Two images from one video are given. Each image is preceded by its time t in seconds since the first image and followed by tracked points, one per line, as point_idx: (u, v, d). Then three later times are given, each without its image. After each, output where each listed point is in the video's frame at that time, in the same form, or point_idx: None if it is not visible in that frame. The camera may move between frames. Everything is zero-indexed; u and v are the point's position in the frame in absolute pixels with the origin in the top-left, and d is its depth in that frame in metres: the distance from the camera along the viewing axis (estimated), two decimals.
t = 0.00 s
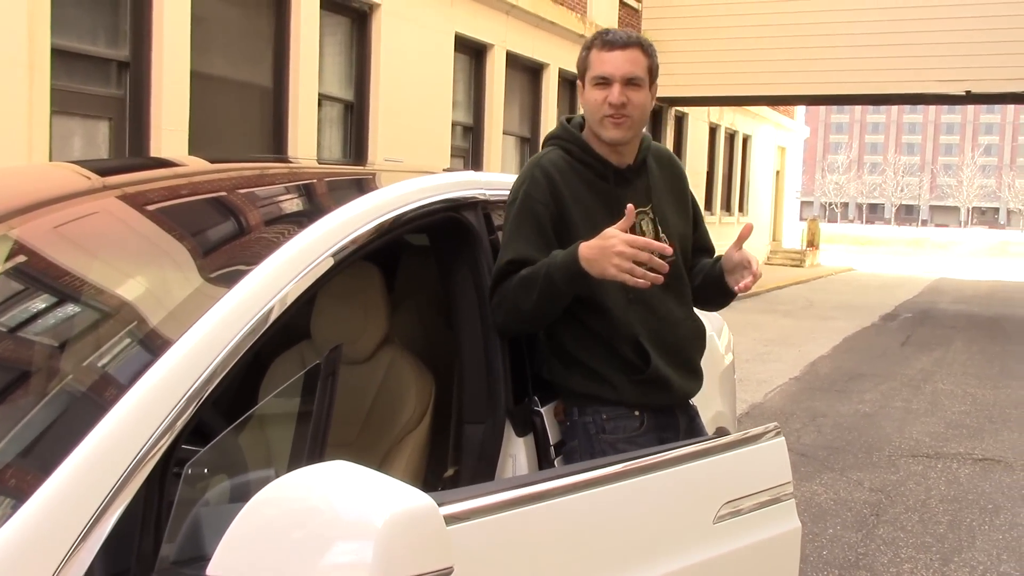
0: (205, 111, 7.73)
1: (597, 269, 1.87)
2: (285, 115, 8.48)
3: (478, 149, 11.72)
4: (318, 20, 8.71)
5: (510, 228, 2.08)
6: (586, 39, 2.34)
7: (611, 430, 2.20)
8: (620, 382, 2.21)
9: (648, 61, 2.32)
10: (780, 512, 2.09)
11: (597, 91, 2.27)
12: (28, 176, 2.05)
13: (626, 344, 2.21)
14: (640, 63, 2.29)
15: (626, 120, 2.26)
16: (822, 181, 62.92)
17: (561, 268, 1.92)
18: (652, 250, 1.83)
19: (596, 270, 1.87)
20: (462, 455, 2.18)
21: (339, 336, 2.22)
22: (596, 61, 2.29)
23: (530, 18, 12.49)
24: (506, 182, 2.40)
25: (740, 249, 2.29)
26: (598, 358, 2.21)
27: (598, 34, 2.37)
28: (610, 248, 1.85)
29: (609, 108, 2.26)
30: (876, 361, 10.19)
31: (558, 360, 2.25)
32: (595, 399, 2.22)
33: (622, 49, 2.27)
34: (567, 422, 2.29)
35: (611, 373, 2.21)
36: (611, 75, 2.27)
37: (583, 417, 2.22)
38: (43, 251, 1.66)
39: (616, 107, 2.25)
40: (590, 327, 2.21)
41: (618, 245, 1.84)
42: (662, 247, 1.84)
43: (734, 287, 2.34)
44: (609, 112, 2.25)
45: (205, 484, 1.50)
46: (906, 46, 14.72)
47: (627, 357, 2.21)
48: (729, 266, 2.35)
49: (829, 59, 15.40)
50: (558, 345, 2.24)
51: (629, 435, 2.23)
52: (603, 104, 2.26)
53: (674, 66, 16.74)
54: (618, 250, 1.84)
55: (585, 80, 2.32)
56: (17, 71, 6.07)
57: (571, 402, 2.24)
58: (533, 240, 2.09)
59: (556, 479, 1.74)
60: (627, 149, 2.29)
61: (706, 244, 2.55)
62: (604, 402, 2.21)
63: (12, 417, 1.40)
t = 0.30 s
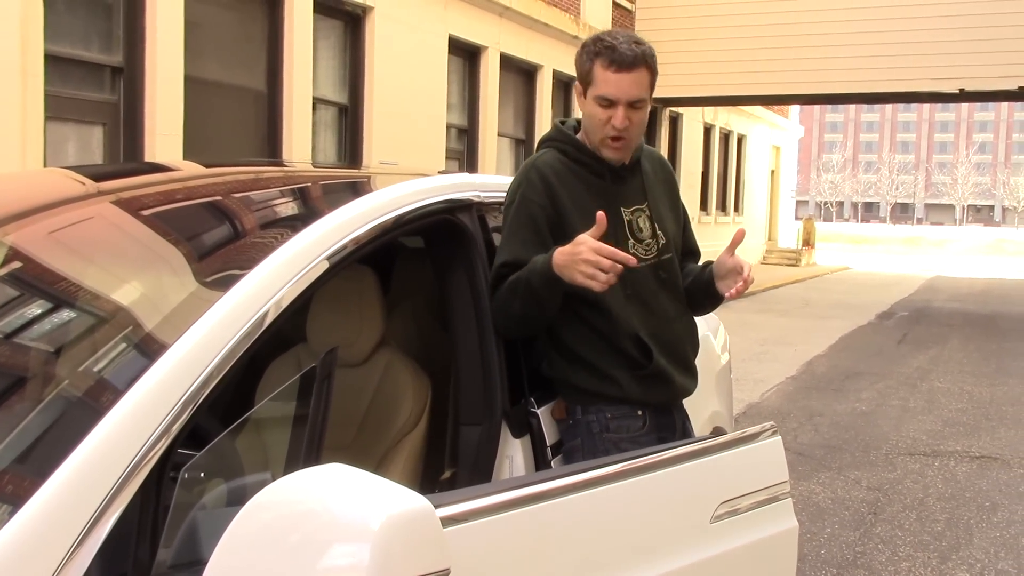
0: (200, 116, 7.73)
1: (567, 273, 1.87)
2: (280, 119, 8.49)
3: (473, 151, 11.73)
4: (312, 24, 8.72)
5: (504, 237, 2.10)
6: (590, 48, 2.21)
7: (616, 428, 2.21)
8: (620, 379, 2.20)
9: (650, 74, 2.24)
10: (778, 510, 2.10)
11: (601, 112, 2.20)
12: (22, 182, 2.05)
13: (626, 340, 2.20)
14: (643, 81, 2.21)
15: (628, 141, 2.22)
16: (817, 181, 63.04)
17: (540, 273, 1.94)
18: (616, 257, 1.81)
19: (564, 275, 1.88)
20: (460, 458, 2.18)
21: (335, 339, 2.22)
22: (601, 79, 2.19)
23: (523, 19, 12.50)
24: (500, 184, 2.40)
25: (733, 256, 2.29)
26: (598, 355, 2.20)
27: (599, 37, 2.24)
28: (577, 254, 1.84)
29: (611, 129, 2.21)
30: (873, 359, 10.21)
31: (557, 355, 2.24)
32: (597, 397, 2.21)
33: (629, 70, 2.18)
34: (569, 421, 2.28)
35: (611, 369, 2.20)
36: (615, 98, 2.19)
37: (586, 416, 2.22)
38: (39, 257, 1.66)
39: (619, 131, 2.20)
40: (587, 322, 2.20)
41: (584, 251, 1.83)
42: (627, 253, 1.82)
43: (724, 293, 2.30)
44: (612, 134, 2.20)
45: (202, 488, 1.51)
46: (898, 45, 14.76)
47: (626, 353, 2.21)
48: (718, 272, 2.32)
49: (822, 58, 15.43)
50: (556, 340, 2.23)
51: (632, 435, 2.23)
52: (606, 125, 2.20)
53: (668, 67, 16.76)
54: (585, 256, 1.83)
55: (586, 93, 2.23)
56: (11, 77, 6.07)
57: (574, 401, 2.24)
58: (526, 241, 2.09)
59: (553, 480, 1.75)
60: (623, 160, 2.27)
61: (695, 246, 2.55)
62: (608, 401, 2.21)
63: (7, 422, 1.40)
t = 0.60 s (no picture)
0: (201, 111, 7.73)
1: (559, 220, 1.90)
2: (281, 116, 8.48)
3: (473, 151, 11.73)
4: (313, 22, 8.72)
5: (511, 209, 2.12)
6: (611, 58, 2.22)
7: (600, 421, 2.19)
8: (611, 369, 2.21)
9: (670, 87, 2.26)
10: (775, 513, 2.10)
11: (618, 122, 2.23)
12: (22, 176, 2.04)
13: (620, 330, 2.20)
14: (663, 94, 2.23)
15: (644, 150, 2.25)
16: (816, 184, 63.08)
17: (539, 232, 1.95)
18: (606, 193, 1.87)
19: (557, 230, 1.93)
20: (458, 456, 2.18)
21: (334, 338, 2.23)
22: (621, 91, 2.21)
23: (525, 19, 12.50)
24: (502, 185, 2.40)
25: (741, 255, 2.29)
26: (592, 345, 2.21)
27: (622, 46, 2.24)
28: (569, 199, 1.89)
29: (627, 139, 2.24)
30: (871, 364, 10.22)
31: (550, 343, 2.25)
32: (587, 389, 2.21)
33: (650, 85, 2.19)
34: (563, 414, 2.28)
35: (602, 361, 2.20)
36: (634, 109, 2.21)
37: (571, 409, 2.21)
38: (38, 252, 1.66)
39: (635, 141, 2.23)
40: (579, 305, 2.21)
41: (577, 193, 1.88)
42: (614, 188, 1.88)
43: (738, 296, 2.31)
44: (628, 143, 2.23)
45: (199, 484, 1.51)
46: (899, 50, 14.78)
47: (619, 343, 2.21)
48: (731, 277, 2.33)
49: (823, 62, 15.43)
50: (549, 325, 2.24)
51: (620, 428, 2.21)
52: (622, 135, 2.23)
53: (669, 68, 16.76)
54: (578, 198, 1.88)
55: (605, 102, 2.25)
56: (12, 71, 6.06)
57: (560, 395, 2.23)
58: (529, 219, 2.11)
59: (550, 480, 1.76)
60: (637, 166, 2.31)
61: (707, 259, 2.56)
62: (593, 395, 2.21)
63: (4, 418, 1.40)
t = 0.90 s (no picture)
0: (196, 115, 7.73)
1: (564, 239, 1.88)
2: (277, 119, 8.48)
3: (470, 153, 11.74)
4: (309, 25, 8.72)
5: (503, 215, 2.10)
6: (611, 49, 2.21)
7: (599, 422, 2.20)
8: (608, 370, 2.21)
9: (666, 78, 2.26)
10: (771, 514, 2.11)
11: (618, 114, 2.22)
12: (17, 181, 2.05)
13: (616, 331, 2.21)
14: (661, 86, 2.24)
15: (642, 141, 2.26)
16: (812, 185, 63.15)
17: (540, 244, 1.94)
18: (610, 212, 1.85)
19: (559, 245, 1.91)
20: (454, 457, 2.18)
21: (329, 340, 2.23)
22: (621, 82, 2.20)
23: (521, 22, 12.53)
24: (496, 186, 2.40)
25: (736, 255, 2.30)
26: (588, 347, 2.21)
27: (620, 37, 2.23)
28: (573, 217, 1.86)
29: (627, 130, 2.23)
30: (867, 364, 10.23)
31: (549, 345, 2.24)
32: (586, 390, 2.21)
33: (651, 76, 2.20)
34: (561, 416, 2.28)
35: (600, 361, 2.21)
36: (635, 101, 2.21)
37: (570, 408, 2.21)
38: (33, 257, 1.66)
39: (635, 132, 2.23)
40: (580, 309, 2.20)
41: (580, 213, 1.85)
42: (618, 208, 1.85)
43: (734, 295, 2.33)
44: (627, 134, 2.23)
45: (195, 489, 1.51)
46: (895, 51, 14.81)
47: (615, 343, 2.21)
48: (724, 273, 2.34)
49: (819, 63, 15.46)
50: (547, 328, 2.24)
51: (619, 432, 2.22)
52: (622, 126, 2.22)
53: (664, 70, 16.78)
54: (581, 217, 1.85)
55: (603, 93, 2.23)
56: (7, 76, 6.06)
57: (561, 394, 2.23)
58: (524, 224, 2.10)
59: (547, 483, 1.76)
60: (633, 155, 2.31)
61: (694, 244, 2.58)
62: (593, 394, 2.21)
63: None
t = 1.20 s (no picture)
0: (197, 110, 7.73)
1: (570, 247, 1.88)
2: (277, 115, 8.48)
3: (470, 151, 11.74)
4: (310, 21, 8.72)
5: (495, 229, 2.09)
6: (608, 72, 2.19)
7: (599, 423, 2.20)
8: (606, 373, 2.21)
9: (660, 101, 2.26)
10: (766, 512, 2.11)
11: (611, 137, 2.22)
12: (17, 176, 2.05)
13: (612, 335, 2.21)
14: (655, 111, 2.24)
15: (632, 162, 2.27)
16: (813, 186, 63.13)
17: (542, 255, 1.93)
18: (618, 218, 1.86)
19: (563, 254, 1.90)
20: (450, 458, 2.18)
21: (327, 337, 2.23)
22: (616, 107, 2.19)
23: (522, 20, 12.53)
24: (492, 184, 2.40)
25: (715, 250, 2.33)
26: (585, 349, 2.20)
27: (617, 59, 2.21)
28: (581, 225, 1.86)
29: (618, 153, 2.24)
30: (866, 365, 10.23)
31: (546, 350, 2.24)
32: (584, 392, 2.21)
33: (646, 103, 2.19)
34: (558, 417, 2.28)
35: (597, 364, 2.20)
36: (628, 127, 2.21)
37: (569, 410, 2.21)
38: (33, 251, 1.66)
39: (626, 156, 2.24)
40: (578, 318, 2.19)
41: (588, 220, 1.86)
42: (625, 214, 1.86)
43: (711, 289, 2.35)
44: (618, 157, 2.24)
45: (190, 484, 1.51)
46: (897, 52, 14.81)
47: (612, 346, 2.21)
48: (705, 267, 2.35)
49: (821, 64, 15.46)
50: (543, 333, 2.23)
51: (618, 433, 2.23)
52: (613, 149, 2.23)
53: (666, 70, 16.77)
54: (590, 223, 1.86)
55: (597, 115, 2.22)
56: (8, 70, 6.06)
57: (559, 396, 2.23)
58: (519, 235, 2.09)
59: (542, 481, 1.76)
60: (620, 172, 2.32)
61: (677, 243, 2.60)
62: (593, 397, 2.21)
63: None
